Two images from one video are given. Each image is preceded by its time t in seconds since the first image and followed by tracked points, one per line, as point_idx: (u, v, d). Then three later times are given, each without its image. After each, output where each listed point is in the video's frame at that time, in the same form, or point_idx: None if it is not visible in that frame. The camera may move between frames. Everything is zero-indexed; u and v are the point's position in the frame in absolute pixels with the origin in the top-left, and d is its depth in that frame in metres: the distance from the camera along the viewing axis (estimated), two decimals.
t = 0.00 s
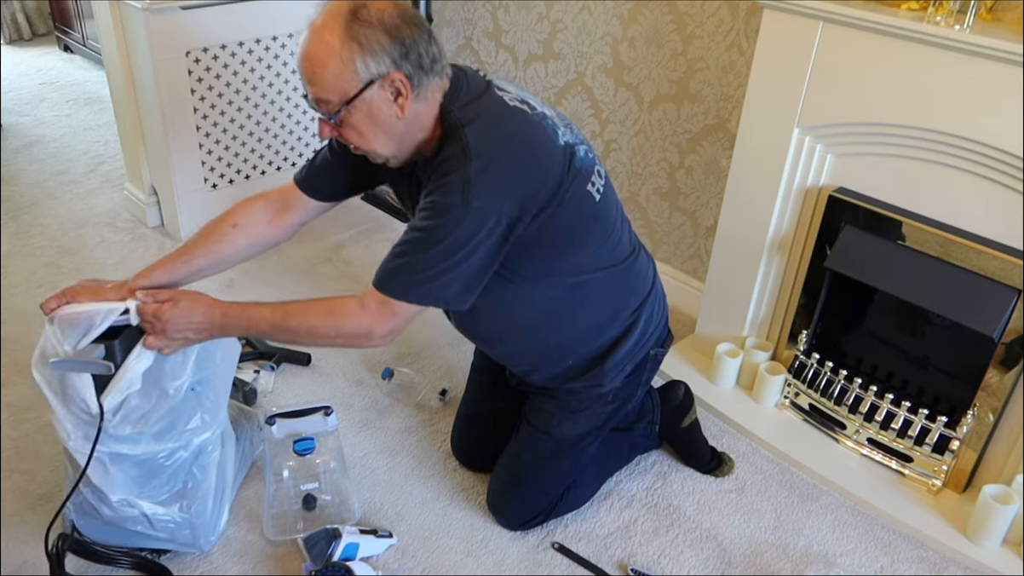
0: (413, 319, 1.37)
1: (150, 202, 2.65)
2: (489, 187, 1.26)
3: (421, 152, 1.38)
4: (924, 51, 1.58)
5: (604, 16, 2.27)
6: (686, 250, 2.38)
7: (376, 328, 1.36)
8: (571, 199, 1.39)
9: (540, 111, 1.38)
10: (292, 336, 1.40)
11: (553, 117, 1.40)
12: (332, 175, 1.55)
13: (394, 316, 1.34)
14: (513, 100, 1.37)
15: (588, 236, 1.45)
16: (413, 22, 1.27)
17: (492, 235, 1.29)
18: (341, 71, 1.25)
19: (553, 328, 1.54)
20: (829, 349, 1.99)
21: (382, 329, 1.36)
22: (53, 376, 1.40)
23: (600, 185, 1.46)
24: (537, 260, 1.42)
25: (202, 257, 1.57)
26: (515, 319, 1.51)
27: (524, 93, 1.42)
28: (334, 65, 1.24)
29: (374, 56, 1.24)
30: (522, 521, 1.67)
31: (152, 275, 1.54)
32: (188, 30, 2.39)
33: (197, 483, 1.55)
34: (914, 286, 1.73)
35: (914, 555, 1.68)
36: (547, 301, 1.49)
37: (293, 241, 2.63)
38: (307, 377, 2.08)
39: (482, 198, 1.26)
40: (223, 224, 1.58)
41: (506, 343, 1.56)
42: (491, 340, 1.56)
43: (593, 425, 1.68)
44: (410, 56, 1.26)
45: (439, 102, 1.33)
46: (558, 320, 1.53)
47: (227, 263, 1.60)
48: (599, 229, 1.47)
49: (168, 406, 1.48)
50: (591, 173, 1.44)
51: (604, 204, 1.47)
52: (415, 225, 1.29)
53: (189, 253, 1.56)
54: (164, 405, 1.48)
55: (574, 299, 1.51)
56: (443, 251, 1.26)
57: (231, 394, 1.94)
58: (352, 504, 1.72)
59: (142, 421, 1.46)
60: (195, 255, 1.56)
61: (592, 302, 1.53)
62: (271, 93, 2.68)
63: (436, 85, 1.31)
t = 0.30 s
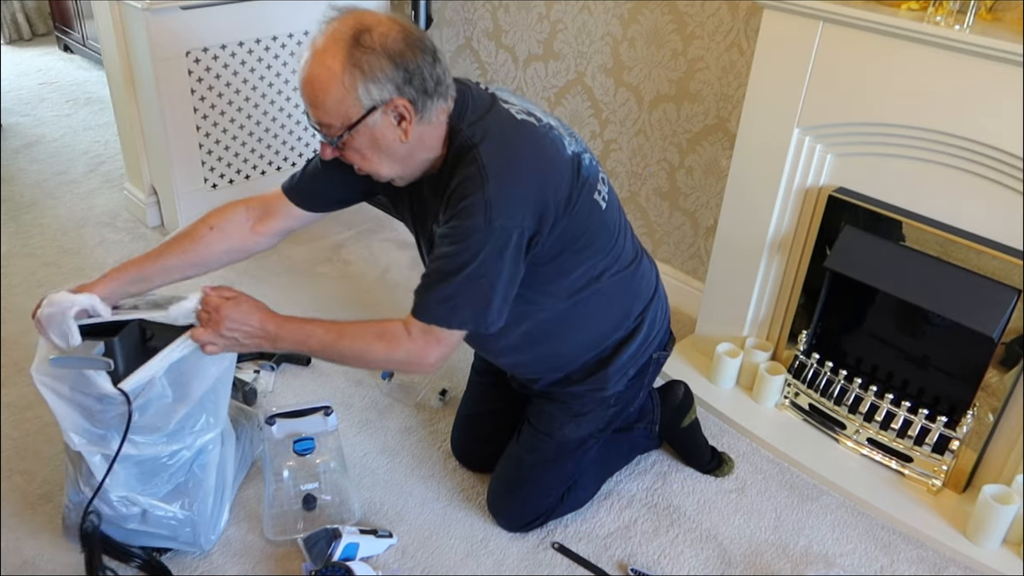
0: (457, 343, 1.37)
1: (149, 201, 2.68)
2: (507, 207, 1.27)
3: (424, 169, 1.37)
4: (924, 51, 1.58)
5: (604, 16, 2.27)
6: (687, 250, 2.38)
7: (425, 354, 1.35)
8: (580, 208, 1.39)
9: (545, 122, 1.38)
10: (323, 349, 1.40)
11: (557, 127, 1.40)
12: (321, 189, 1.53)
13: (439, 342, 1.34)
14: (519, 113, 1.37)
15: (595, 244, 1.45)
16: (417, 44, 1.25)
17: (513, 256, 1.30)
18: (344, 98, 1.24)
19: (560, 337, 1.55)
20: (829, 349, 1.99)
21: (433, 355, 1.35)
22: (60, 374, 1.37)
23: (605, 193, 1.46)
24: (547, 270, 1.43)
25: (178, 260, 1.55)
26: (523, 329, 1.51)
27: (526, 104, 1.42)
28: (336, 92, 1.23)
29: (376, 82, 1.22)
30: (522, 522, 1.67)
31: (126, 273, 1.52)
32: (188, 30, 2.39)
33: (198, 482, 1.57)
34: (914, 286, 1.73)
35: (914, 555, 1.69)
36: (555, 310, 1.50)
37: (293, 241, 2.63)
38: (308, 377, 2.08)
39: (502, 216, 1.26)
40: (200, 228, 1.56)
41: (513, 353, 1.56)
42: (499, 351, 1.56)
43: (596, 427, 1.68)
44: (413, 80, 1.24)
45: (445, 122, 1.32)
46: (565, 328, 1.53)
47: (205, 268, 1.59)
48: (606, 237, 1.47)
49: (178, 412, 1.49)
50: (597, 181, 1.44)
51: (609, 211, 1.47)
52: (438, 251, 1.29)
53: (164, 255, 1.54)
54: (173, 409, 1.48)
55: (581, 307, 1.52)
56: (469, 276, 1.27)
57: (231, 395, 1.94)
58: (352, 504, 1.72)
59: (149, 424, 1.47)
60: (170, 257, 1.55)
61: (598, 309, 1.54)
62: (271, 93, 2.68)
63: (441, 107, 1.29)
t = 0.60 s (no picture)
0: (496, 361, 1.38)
1: (150, 201, 2.67)
2: (523, 213, 1.27)
3: (426, 177, 1.37)
4: (924, 51, 1.58)
5: (604, 16, 2.27)
6: (686, 250, 2.38)
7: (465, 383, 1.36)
8: (589, 210, 1.39)
9: (550, 125, 1.37)
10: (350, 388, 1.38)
11: (562, 130, 1.39)
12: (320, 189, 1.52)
13: (477, 368, 1.35)
14: (524, 117, 1.36)
15: (602, 247, 1.45)
16: (417, 54, 1.23)
17: (533, 264, 1.30)
18: (343, 111, 1.23)
19: (566, 340, 1.54)
20: (829, 349, 1.99)
21: (473, 382, 1.37)
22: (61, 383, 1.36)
23: (610, 194, 1.46)
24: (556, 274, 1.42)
25: (180, 251, 1.54)
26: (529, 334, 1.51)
27: (529, 107, 1.42)
28: (335, 105, 1.23)
29: (376, 96, 1.21)
30: (522, 523, 1.67)
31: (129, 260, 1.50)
32: (188, 30, 2.39)
33: (199, 485, 1.55)
34: (914, 286, 1.74)
35: (914, 555, 1.69)
36: (562, 314, 1.50)
37: (293, 241, 2.63)
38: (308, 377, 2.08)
39: (521, 222, 1.27)
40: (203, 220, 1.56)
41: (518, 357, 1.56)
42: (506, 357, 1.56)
43: (597, 429, 1.69)
44: (414, 93, 1.23)
45: (447, 131, 1.31)
46: (571, 331, 1.53)
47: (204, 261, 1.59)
48: (612, 239, 1.47)
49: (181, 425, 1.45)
50: (603, 183, 1.44)
51: (614, 213, 1.47)
52: (461, 266, 1.30)
53: (167, 244, 1.54)
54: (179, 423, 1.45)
55: (587, 311, 1.52)
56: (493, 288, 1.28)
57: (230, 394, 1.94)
58: (352, 504, 1.72)
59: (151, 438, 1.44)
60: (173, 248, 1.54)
61: (604, 312, 1.54)
62: (271, 93, 2.68)
63: (442, 117, 1.29)
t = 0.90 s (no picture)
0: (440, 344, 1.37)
1: (150, 201, 2.70)
2: (505, 202, 1.27)
3: (425, 164, 1.38)
4: (924, 51, 1.58)
5: (604, 16, 2.27)
6: (687, 250, 2.38)
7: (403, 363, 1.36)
8: (582, 209, 1.39)
9: (550, 122, 1.38)
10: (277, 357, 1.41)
11: (563, 127, 1.40)
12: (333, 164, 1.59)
13: (417, 346, 1.35)
14: (523, 110, 1.37)
15: (595, 247, 1.45)
16: (413, 36, 1.25)
17: (509, 252, 1.29)
18: (339, 93, 1.24)
19: (562, 337, 1.54)
20: (829, 349, 1.99)
21: (408, 361, 1.36)
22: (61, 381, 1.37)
23: (607, 197, 1.46)
24: (545, 271, 1.42)
25: (205, 210, 1.65)
26: (523, 331, 1.50)
27: (532, 101, 1.42)
28: (332, 86, 1.24)
29: (372, 76, 1.23)
30: (522, 522, 1.67)
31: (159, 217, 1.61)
32: (188, 30, 2.39)
33: (196, 484, 1.54)
34: (914, 286, 1.73)
35: (914, 555, 1.68)
36: (555, 313, 1.48)
37: (293, 241, 2.63)
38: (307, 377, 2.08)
39: (500, 211, 1.26)
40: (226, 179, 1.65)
41: (514, 354, 1.56)
42: (501, 350, 1.55)
43: (594, 430, 1.68)
44: (410, 74, 1.24)
45: (444, 117, 1.32)
46: (567, 328, 1.52)
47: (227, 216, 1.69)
48: (606, 241, 1.47)
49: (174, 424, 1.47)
50: (600, 185, 1.44)
51: (610, 216, 1.47)
52: (433, 245, 1.29)
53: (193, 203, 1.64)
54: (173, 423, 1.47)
55: (580, 310, 1.51)
56: (465, 272, 1.26)
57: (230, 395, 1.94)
58: (352, 504, 1.72)
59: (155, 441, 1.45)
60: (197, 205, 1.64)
61: (599, 311, 1.54)
62: (271, 93, 2.68)
63: (439, 100, 1.29)
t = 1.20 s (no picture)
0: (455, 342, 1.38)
1: (150, 201, 2.69)
2: (492, 199, 1.26)
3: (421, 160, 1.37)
4: (925, 51, 1.58)
5: (604, 15, 2.27)
6: (686, 250, 2.38)
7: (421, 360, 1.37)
8: (572, 205, 1.39)
9: (539, 117, 1.37)
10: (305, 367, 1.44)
11: (552, 123, 1.39)
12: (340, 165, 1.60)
13: (432, 345, 1.35)
14: (512, 106, 1.36)
15: (587, 242, 1.45)
16: (396, 31, 1.25)
17: (501, 250, 1.29)
18: (331, 95, 1.24)
19: (556, 333, 1.54)
20: (829, 349, 1.99)
21: (426, 359, 1.37)
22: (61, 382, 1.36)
23: (600, 191, 1.46)
24: (537, 266, 1.42)
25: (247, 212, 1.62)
26: (516, 327, 1.50)
27: (521, 97, 1.42)
28: (323, 90, 1.23)
29: (362, 75, 1.23)
30: (522, 522, 1.67)
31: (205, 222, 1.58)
32: (188, 30, 2.39)
33: (199, 485, 1.55)
34: (914, 286, 1.73)
35: (914, 555, 1.68)
36: (547, 307, 1.49)
37: (294, 241, 2.63)
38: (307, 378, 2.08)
39: (490, 209, 1.26)
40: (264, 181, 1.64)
41: (511, 352, 1.56)
42: (495, 347, 1.55)
43: (592, 428, 1.68)
44: (398, 68, 1.24)
45: (434, 110, 1.32)
46: (561, 324, 1.53)
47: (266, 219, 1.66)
48: (598, 235, 1.47)
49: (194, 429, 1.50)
50: (592, 180, 1.44)
51: (603, 210, 1.47)
52: (430, 248, 1.30)
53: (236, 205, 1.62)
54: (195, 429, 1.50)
55: (573, 305, 1.51)
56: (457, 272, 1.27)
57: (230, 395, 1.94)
58: (352, 504, 1.72)
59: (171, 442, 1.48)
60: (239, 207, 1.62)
61: (593, 306, 1.54)
62: (271, 93, 2.68)
63: (428, 93, 1.30)
